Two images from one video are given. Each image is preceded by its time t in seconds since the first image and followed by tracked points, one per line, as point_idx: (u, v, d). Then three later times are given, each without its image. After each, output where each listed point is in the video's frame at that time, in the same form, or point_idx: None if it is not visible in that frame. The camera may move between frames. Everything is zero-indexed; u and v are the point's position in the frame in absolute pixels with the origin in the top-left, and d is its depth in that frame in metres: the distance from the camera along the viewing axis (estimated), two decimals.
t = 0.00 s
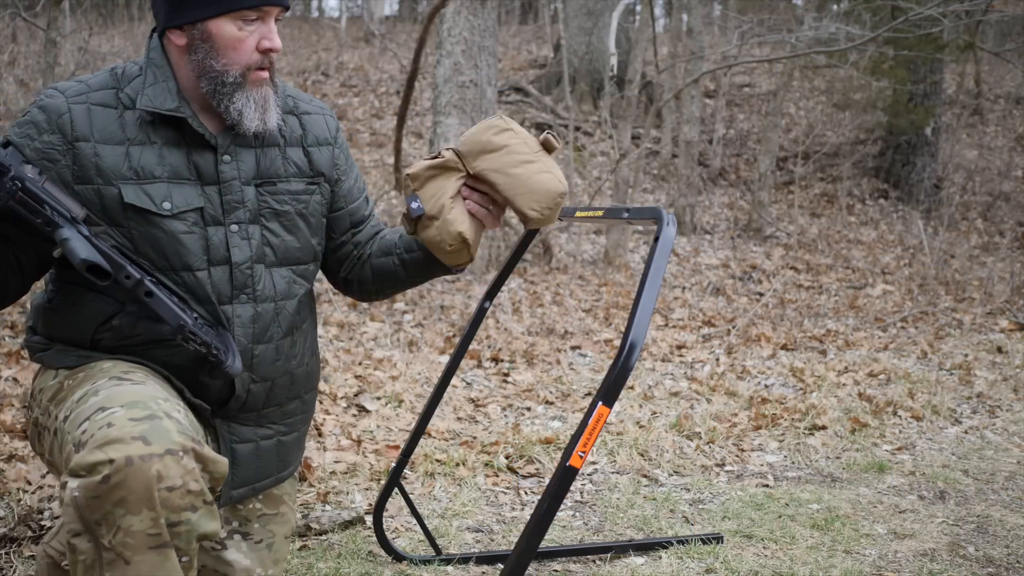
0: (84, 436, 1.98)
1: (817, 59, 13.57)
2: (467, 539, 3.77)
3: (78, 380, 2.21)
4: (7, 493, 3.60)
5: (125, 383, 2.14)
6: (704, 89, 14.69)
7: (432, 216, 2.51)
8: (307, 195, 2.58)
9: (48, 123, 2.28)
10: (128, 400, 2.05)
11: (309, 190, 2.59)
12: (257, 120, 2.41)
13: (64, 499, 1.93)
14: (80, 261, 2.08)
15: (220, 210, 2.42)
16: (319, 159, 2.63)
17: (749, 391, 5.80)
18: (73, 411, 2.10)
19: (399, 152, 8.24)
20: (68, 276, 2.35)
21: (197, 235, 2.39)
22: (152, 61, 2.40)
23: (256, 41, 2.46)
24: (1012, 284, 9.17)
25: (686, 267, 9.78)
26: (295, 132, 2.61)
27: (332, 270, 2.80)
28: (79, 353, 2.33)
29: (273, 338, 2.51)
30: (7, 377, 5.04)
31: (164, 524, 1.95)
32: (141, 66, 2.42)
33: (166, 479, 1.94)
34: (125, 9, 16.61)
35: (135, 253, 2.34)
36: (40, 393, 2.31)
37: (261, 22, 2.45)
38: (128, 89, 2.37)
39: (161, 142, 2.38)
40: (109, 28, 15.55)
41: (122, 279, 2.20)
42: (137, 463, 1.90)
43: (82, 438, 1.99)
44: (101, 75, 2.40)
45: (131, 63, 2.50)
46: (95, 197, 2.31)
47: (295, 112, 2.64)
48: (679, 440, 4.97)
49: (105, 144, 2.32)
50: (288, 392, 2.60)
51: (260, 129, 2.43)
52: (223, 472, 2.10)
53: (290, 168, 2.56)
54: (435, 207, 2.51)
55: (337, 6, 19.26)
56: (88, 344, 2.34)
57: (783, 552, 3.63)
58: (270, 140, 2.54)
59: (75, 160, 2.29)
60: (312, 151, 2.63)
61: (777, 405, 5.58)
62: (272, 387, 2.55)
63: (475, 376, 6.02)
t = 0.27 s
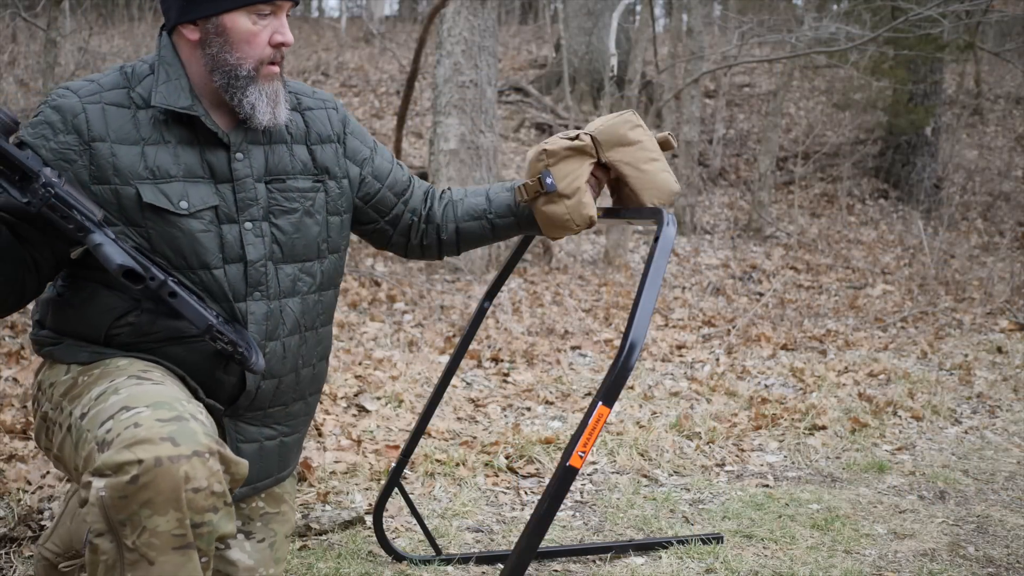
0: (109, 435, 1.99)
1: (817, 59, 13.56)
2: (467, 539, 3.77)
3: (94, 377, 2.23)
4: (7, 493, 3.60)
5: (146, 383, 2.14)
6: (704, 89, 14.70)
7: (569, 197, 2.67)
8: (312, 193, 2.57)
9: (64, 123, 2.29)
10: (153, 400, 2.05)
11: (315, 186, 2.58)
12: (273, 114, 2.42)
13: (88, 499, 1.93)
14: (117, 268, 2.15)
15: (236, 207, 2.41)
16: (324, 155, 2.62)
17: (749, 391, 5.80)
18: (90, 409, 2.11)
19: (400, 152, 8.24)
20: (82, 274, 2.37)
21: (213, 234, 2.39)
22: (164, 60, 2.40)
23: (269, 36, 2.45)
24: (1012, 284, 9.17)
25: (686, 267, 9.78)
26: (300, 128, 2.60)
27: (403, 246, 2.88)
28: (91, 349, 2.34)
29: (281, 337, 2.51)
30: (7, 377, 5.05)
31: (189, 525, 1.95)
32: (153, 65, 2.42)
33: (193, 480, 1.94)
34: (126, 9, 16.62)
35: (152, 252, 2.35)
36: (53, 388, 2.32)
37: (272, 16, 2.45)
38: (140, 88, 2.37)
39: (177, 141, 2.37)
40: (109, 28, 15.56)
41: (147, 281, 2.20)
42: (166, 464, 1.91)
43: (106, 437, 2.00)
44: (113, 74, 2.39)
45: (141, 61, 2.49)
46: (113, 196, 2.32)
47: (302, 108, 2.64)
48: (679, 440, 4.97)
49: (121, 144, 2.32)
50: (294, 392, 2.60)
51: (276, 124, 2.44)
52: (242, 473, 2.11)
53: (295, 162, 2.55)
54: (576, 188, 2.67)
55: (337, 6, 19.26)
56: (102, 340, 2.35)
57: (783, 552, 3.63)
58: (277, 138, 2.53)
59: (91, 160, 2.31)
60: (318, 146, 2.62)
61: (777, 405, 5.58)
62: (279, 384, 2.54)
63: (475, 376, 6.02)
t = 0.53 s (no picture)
0: (123, 435, 1.99)
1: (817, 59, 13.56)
2: (467, 539, 3.77)
3: (105, 374, 2.22)
4: (7, 493, 3.60)
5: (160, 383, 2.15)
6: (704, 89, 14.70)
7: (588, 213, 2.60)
8: (324, 190, 2.59)
9: (80, 121, 2.28)
10: (168, 400, 2.05)
11: (325, 183, 2.60)
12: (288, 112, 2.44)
13: (103, 499, 1.93)
14: (139, 267, 2.15)
15: (251, 204, 2.42)
16: (334, 153, 2.64)
17: (749, 391, 5.80)
18: (103, 407, 2.11)
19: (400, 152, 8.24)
20: (96, 271, 2.36)
21: (229, 232, 2.39)
22: (179, 57, 2.39)
23: (286, 34, 2.44)
24: (1012, 284, 9.16)
25: (686, 267, 9.78)
26: (311, 125, 2.61)
27: (422, 234, 2.97)
28: (102, 345, 2.33)
29: (291, 334, 2.51)
30: (7, 377, 5.05)
31: (202, 526, 1.96)
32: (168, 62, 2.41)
33: (207, 482, 1.95)
34: (126, 9, 16.62)
35: (168, 250, 2.35)
36: (62, 383, 2.30)
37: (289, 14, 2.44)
38: (155, 86, 2.37)
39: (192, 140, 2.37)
40: (109, 28, 15.56)
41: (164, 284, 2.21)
42: (182, 465, 1.92)
43: (119, 436, 2.00)
44: (128, 72, 2.38)
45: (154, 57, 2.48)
46: (130, 194, 2.31)
47: (313, 106, 2.65)
48: (679, 440, 4.97)
49: (138, 142, 2.32)
50: (304, 390, 2.61)
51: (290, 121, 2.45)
52: (253, 475, 2.12)
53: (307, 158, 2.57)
54: (589, 232, 2.60)
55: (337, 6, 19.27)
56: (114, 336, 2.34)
57: (783, 552, 3.63)
58: (290, 135, 2.54)
59: (109, 158, 2.30)
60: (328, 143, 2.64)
61: (777, 405, 5.58)
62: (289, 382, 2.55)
63: (475, 376, 6.02)
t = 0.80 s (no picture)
0: (115, 436, 1.99)
1: (817, 59, 13.57)
2: (467, 539, 3.77)
3: (107, 374, 2.21)
4: (7, 493, 3.60)
5: (156, 384, 2.14)
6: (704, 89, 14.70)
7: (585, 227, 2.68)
8: (328, 192, 2.60)
9: (89, 124, 2.27)
10: (161, 401, 2.05)
11: (330, 186, 2.61)
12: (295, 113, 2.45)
13: (94, 501, 1.93)
14: (156, 265, 2.20)
15: (259, 205, 2.43)
16: (338, 155, 2.65)
17: (749, 391, 5.80)
18: (100, 407, 2.11)
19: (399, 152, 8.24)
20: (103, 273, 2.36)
21: (236, 233, 2.40)
22: (187, 59, 2.39)
23: (293, 35, 2.44)
24: (1012, 284, 9.16)
25: (686, 267, 9.77)
26: (316, 128, 2.62)
27: (416, 241, 2.97)
28: (107, 345, 2.32)
29: (297, 334, 2.52)
30: (7, 377, 5.05)
31: (193, 529, 1.95)
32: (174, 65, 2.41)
33: (197, 484, 1.94)
34: (126, 9, 16.63)
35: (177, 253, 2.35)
36: (64, 383, 2.30)
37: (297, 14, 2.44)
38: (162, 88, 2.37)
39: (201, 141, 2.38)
40: (109, 28, 15.56)
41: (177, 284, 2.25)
42: (171, 467, 1.91)
43: (112, 437, 2.00)
44: (136, 73, 2.38)
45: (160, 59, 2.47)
46: (139, 196, 2.31)
47: (318, 110, 2.66)
48: (679, 440, 4.97)
49: (146, 145, 2.32)
50: (307, 391, 2.63)
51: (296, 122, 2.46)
52: (246, 477, 2.10)
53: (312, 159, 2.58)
54: (599, 235, 2.63)
55: (337, 6, 19.26)
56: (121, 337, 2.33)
57: (783, 552, 3.63)
58: (295, 137, 2.55)
59: (119, 159, 2.29)
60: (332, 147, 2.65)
61: (777, 405, 5.58)
62: (293, 382, 2.56)
63: (475, 376, 6.02)
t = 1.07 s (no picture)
0: (121, 431, 1.98)
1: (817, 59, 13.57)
2: (467, 539, 3.77)
3: (111, 371, 2.20)
4: (7, 493, 3.61)
5: (161, 380, 2.14)
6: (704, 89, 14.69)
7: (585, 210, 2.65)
8: (326, 187, 2.61)
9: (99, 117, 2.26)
10: (166, 397, 2.05)
11: (328, 181, 2.62)
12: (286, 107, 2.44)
13: (100, 496, 1.92)
14: (206, 229, 2.15)
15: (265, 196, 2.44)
16: (333, 152, 2.66)
17: (749, 391, 5.80)
18: (105, 404, 2.10)
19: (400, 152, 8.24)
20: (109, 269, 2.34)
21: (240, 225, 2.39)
22: (186, 57, 2.38)
23: (290, 34, 2.45)
24: (1012, 284, 9.16)
25: (686, 267, 9.77)
26: (310, 126, 2.62)
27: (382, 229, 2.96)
28: (110, 343, 2.30)
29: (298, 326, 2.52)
30: (7, 377, 5.05)
31: (198, 524, 1.95)
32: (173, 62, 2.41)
33: (203, 479, 1.94)
34: (125, 9, 16.63)
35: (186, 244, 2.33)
36: (66, 382, 2.27)
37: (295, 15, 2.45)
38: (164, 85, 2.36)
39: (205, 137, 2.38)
40: (109, 28, 15.56)
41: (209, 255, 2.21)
42: (178, 463, 1.91)
43: (118, 433, 1.99)
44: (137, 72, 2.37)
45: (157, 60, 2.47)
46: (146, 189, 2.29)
47: (312, 109, 2.68)
48: (679, 440, 4.97)
49: (155, 137, 2.31)
50: (310, 382, 2.63)
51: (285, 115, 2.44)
52: (251, 473, 2.11)
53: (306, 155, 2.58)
54: (603, 238, 2.63)
55: (337, 6, 19.26)
56: (123, 334, 2.31)
57: (783, 552, 3.63)
58: (291, 134, 2.55)
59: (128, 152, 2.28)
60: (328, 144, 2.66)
61: (777, 405, 5.58)
62: (295, 374, 2.56)
63: (475, 376, 6.02)
